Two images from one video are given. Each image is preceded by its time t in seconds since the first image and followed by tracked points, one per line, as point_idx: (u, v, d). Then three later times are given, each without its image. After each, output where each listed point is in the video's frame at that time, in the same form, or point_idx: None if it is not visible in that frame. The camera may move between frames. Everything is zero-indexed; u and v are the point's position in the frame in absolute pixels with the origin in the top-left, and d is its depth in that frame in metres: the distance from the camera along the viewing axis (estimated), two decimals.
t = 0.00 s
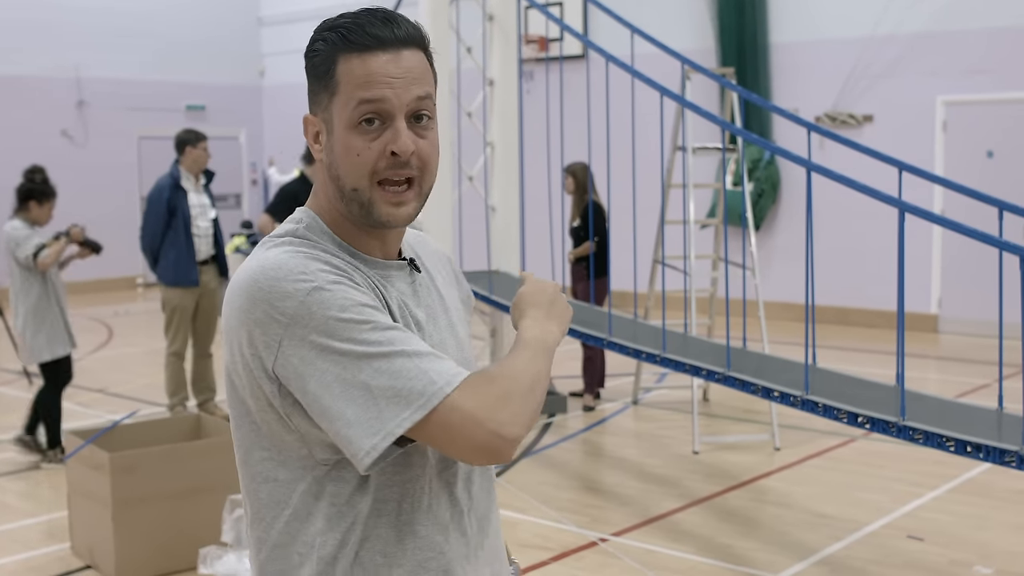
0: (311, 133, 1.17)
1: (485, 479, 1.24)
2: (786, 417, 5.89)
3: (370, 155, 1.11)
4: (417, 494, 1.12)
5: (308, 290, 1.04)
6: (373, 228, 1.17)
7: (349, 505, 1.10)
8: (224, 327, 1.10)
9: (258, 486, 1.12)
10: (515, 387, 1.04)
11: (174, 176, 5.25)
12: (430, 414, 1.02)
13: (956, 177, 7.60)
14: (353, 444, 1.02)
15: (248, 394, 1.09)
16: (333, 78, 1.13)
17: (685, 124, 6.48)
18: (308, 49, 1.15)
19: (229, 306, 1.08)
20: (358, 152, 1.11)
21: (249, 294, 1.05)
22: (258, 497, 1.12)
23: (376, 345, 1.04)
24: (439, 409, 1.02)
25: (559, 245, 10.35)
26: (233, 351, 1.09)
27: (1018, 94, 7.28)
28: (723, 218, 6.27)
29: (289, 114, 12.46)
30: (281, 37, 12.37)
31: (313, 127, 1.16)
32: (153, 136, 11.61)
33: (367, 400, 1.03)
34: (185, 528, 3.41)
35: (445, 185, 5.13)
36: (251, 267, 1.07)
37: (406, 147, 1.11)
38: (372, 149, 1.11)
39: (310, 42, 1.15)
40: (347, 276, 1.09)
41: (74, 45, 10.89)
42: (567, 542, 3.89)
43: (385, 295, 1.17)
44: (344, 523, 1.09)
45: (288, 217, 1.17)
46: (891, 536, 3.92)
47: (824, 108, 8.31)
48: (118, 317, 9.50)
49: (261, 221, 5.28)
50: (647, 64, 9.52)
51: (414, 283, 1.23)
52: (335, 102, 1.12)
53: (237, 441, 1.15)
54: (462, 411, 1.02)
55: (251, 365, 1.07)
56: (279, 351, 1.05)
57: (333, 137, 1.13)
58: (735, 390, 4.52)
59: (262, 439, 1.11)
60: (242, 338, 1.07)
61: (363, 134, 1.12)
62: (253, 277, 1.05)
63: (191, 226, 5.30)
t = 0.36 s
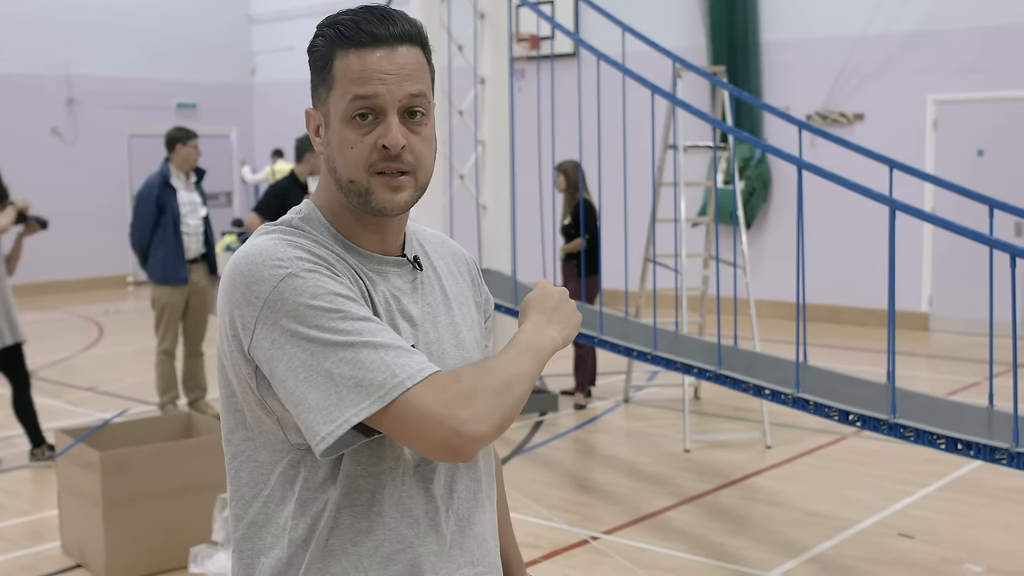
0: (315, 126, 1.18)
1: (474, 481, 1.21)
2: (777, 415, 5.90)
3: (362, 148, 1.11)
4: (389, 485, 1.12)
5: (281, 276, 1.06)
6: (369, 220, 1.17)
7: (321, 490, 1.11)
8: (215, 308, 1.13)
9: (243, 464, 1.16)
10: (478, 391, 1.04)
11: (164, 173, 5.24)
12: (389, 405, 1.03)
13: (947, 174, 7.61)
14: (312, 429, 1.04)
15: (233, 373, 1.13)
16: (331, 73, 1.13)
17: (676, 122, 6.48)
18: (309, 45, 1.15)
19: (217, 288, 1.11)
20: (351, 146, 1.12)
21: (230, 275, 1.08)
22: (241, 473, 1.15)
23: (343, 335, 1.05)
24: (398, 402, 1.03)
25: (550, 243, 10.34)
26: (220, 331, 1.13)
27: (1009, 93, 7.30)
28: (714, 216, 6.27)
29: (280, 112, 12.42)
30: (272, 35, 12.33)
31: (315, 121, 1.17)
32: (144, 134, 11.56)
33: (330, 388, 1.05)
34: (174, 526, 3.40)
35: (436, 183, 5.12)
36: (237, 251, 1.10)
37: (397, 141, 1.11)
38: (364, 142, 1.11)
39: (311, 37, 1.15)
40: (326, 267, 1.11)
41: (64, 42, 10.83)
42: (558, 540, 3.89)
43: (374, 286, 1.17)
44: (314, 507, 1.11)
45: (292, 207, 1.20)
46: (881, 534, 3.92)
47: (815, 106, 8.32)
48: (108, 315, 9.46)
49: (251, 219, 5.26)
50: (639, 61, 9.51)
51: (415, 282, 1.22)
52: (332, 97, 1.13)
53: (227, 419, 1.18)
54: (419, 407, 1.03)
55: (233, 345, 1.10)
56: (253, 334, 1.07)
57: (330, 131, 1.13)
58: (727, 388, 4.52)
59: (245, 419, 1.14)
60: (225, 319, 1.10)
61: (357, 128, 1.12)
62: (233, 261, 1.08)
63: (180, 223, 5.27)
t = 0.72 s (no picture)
0: (295, 121, 1.16)
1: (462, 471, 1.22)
2: (762, 416, 5.91)
3: (351, 144, 1.10)
4: (386, 475, 1.12)
5: (270, 269, 1.05)
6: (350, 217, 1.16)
7: (318, 486, 1.10)
8: (202, 313, 1.12)
9: (236, 467, 1.14)
10: (476, 365, 1.03)
11: (148, 174, 5.21)
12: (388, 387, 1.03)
13: (930, 175, 7.66)
14: (314, 419, 1.03)
15: (223, 374, 1.11)
16: (317, 68, 1.12)
17: (661, 123, 6.48)
18: (292, 40, 1.14)
19: (204, 291, 1.10)
20: (339, 140, 1.10)
21: (218, 275, 1.07)
22: (235, 479, 1.14)
23: (337, 321, 1.04)
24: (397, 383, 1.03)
25: (536, 244, 10.35)
26: (209, 333, 1.11)
27: (992, 94, 7.34)
28: (699, 217, 6.28)
29: (265, 113, 12.38)
30: (257, 36, 12.30)
31: (297, 116, 1.15)
32: (128, 135, 11.50)
33: (328, 376, 1.04)
34: (159, 528, 3.37)
35: (421, 184, 5.10)
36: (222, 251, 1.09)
37: (385, 136, 1.10)
38: (352, 138, 1.10)
39: (295, 33, 1.14)
40: (315, 259, 1.10)
41: (48, 42, 10.77)
42: (544, 541, 3.89)
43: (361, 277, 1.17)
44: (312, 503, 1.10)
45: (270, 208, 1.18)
46: (866, 534, 3.93)
47: (799, 107, 8.36)
48: (92, 317, 9.40)
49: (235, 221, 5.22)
50: (624, 63, 9.52)
51: (398, 276, 1.22)
52: (319, 91, 1.12)
53: (217, 424, 1.17)
54: (416, 387, 1.02)
55: (224, 345, 1.09)
56: (245, 330, 1.06)
57: (315, 126, 1.12)
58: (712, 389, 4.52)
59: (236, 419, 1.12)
60: (215, 319, 1.09)
61: (344, 123, 1.11)
62: (221, 259, 1.07)
63: (164, 225, 5.24)
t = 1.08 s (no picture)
0: (289, 121, 1.13)
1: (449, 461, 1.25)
2: (743, 417, 5.93)
3: (356, 148, 1.09)
4: (401, 471, 1.13)
5: (298, 270, 1.04)
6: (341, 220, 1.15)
7: (341, 485, 1.09)
8: (208, 322, 1.08)
9: (245, 479, 1.10)
10: (497, 338, 1.07)
11: (128, 177, 5.17)
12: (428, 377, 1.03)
13: (910, 177, 7.71)
14: (358, 415, 1.02)
15: (234, 382, 1.08)
16: (325, 70, 1.10)
17: (642, 125, 6.50)
18: (297, 39, 1.12)
19: (216, 298, 1.06)
20: (345, 144, 1.09)
21: (240, 281, 1.04)
22: (246, 491, 1.10)
23: (365, 314, 1.04)
24: (436, 371, 1.03)
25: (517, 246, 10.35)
26: (221, 342, 1.07)
27: (970, 96, 7.41)
28: (680, 219, 6.29)
29: (245, 114, 12.30)
30: (237, 37, 12.23)
31: (293, 115, 1.13)
32: (108, 137, 11.41)
33: (365, 373, 1.03)
34: (140, 531, 3.34)
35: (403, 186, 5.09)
36: (233, 256, 1.06)
37: (392, 144, 1.10)
38: (357, 142, 1.09)
39: (301, 33, 1.12)
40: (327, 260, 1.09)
41: (26, 43, 10.67)
42: (526, 542, 3.88)
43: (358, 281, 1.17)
44: (340, 503, 1.09)
45: (251, 214, 1.15)
46: (847, 534, 3.95)
47: (779, 109, 8.40)
48: (71, 319, 9.33)
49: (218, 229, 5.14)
50: (605, 65, 9.53)
51: (372, 279, 1.22)
52: (326, 94, 1.10)
53: (218, 436, 1.13)
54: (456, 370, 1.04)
55: (243, 352, 1.06)
56: (272, 332, 1.04)
57: (318, 127, 1.10)
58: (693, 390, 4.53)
59: (248, 427, 1.09)
60: (231, 326, 1.06)
61: (351, 127, 1.10)
62: (241, 264, 1.05)
63: (144, 228, 5.20)
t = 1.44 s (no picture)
0: (270, 126, 1.13)
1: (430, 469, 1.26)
2: (728, 418, 5.94)
3: (327, 152, 1.09)
4: (384, 477, 1.13)
5: (288, 273, 1.03)
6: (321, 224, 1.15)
7: (324, 492, 1.09)
8: (194, 321, 1.06)
9: (225, 481, 1.09)
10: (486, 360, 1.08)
11: (114, 178, 5.14)
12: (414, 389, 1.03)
13: (894, 179, 7.75)
14: (343, 422, 1.02)
15: (218, 384, 1.07)
16: (296, 75, 1.10)
17: (628, 127, 6.50)
18: (271, 45, 1.11)
19: (202, 298, 1.05)
20: (316, 149, 1.09)
21: (229, 281, 1.03)
22: (226, 493, 1.09)
23: (354, 322, 1.03)
24: (422, 383, 1.03)
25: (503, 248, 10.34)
26: (207, 342, 1.06)
27: (954, 98, 7.45)
28: (665, 220, 6.30)
29: (230, 116, 12.25)
30: (223, 38, 12.18)
31: (273, 121, 1.13)
32: (92, 138, 11.33)
33: (352, 381, 1.03)
34: (125, 534, 3.32)
35: (388, 188, 5.08)
36: (222, 256, 1.05)
37: (363, 147, 1.09)
38: (329, 147, 1.09)
39: (274, 39, 1.12)
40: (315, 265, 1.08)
41: (10, 44, 10.60)
42: (512, 544, 3.88)
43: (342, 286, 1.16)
44: (321, 509, 1.08)
45: (239, 212, 1.14)
46: (832, 535, 3.96)
47: (764, 111, 8.43)
48: (56, 321, 9.27)
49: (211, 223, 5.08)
50: (591, 66, 9.54)
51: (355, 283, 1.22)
52: (298, 98, 1.10)
53: (198, 437, 1.12)
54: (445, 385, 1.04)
55: (229, 353, 1.04)
56: (260, 335, 1.03)
57: (291, 132, 1.10)
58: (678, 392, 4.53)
59: (232, 429, 1.08)
60: (217, 325, 1.04)
61: (322, 132, 1.09)
62: (229, 264, 1.04)
63: (129, 230, 5.16)
